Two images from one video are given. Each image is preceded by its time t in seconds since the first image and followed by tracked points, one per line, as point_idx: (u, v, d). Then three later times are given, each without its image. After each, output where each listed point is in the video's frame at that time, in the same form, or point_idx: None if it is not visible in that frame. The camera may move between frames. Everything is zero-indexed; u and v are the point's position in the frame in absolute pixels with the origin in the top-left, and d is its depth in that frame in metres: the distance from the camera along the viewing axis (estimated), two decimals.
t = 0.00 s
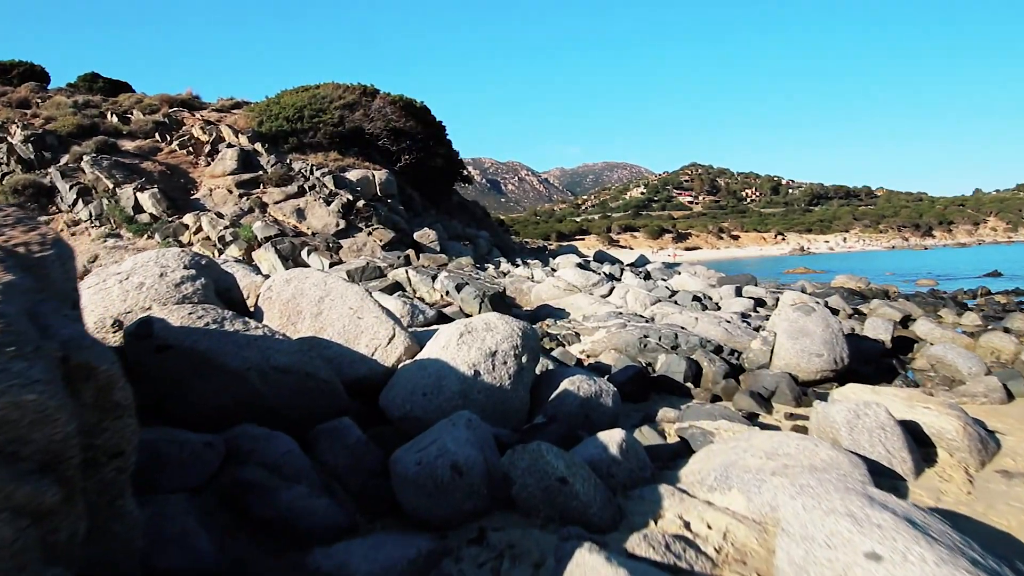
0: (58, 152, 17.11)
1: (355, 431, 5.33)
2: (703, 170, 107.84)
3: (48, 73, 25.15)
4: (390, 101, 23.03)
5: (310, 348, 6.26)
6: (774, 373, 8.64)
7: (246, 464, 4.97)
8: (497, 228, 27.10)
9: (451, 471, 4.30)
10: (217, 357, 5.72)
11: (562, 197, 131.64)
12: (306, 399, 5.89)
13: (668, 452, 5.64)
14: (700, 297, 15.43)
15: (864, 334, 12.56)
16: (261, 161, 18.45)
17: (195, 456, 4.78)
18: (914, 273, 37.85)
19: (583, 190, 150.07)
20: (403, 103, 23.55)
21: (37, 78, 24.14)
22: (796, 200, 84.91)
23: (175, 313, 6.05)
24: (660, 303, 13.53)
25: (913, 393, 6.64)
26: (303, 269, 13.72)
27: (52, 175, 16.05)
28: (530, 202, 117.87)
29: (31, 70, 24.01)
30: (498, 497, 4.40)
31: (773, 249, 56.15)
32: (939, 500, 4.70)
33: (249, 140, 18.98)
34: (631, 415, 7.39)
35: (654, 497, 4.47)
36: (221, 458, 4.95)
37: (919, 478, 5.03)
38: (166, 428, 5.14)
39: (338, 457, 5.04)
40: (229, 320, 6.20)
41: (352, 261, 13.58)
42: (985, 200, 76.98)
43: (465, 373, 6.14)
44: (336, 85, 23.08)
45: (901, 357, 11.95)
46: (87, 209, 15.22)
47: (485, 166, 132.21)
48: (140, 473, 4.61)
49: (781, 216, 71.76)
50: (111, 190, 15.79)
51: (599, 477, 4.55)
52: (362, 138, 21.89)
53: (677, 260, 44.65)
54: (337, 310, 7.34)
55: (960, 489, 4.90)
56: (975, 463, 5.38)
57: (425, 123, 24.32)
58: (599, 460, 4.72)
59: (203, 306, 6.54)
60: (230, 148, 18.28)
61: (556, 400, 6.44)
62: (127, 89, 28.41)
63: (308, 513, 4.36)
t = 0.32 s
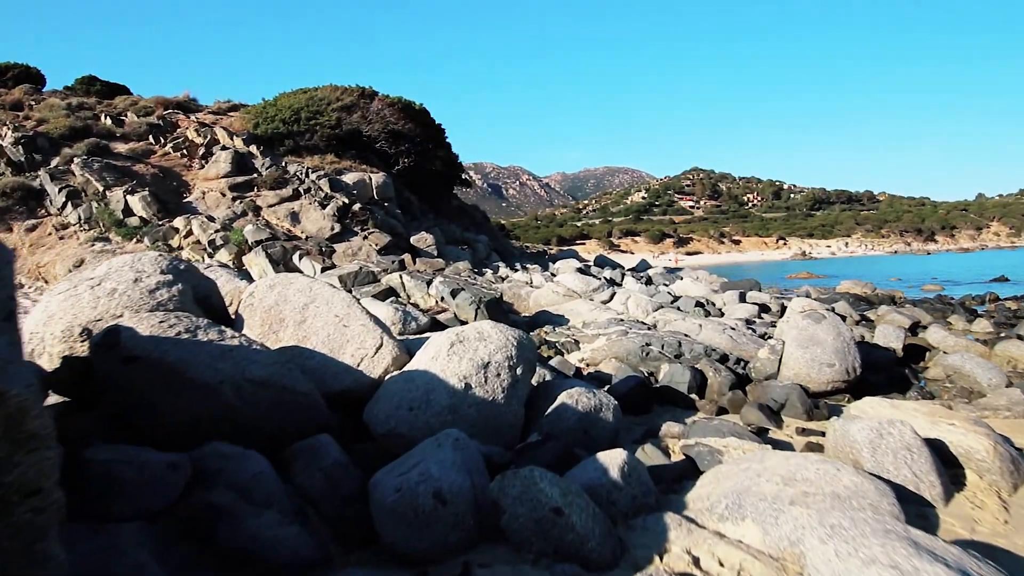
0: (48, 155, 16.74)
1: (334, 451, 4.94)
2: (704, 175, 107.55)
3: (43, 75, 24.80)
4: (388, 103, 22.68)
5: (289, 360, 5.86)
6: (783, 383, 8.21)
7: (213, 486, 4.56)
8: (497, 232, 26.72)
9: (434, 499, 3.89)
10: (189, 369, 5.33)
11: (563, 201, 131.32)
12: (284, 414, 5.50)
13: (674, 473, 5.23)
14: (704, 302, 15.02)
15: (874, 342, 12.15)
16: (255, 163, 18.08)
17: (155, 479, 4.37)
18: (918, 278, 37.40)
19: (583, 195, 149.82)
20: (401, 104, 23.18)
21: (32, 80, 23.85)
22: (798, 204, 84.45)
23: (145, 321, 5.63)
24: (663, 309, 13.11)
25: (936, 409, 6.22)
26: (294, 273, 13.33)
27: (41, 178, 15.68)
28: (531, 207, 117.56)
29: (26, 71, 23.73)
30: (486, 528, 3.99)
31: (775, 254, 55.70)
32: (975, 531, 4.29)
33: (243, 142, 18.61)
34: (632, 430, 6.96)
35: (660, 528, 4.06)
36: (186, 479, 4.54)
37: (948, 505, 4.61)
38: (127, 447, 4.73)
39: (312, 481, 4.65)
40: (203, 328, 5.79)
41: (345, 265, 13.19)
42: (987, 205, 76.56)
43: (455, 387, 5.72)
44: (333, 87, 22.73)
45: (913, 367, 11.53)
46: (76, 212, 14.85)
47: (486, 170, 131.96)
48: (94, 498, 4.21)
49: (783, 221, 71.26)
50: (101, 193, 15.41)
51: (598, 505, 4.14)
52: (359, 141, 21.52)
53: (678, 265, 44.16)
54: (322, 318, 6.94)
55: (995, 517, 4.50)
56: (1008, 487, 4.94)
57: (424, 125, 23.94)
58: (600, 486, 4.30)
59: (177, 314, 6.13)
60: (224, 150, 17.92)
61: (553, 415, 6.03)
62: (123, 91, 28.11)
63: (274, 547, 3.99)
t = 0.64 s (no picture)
0: (37, 156, 16.33)
1: (305, 472, 4.56)
2: (704, 179, 107.28)
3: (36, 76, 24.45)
4: (384, 104, 22.32)
5: (263, 372, 5.48)
6: (791, 394, 7.78)
7: (172, 512, 4.18)
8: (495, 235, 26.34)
9: (409, 531, 3.49)
10: (152, 381, 4.91)
11: (563, 205, 130.98)
12: (255, 432, 5.12)
13: (676, 494, 4.83)
14: (706, 307, 14.63)
15: (883, 349, 11.74)
16: (248, 165, 17.69)
17: (108, 503, 3.95)
18: (920, 282, 36.97)
19: (583, 199, 149.50)
20: (398, 105, 22.81)
21: (25, 81, 23.49)
22: (798, 209, 84.09)
23: (106, 328, 5.23)
24: (664, 314, 12.72)
25: (957, 425, 5.81)
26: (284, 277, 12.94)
27: (28, 179, 15.28)
28: (530, 211, 117.23)
29: (19, 72, 23.37)
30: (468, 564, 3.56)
31: (777, 259, 55.27)
32: (1012, 564, 3.88)
33: (236, 143, 18.21)
34: (632, 445, 6.56)
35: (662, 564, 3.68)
36: (142, 503, 4.13)
37: (979, 534, 4.21)
38: (82, 467, 4.33)
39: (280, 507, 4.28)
40: (170, 336, 5.40)
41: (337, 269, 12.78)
42: (988, 210, 76.18)
43: (441, 399, 5.31)
44: (329, 87, 22.37)
45: (924, 376, 11.12)
46: (63, 214, 14.44)
47: (486, 174, 131.67)
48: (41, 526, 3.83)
49: (783, 226, 70.88)
50: (88, 195, 14.97)
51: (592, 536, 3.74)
52: (355, 142, 21.16)
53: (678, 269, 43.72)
54: (302, 325, 6.55)
55: None
56: None
57: (420, 126, 23.56)
58: (595, 512, 3.92)
59: (144, 320, 5.72)
60: (216, 151, 17.53)
61: (546, 430, 5.62)
62: (118, 92, 27.74)
63: None
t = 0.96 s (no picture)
0: (21, 155, 15.88)
1: (269, 496, 4.18)
2: (703, 183, 107.06)
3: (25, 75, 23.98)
4: (379, 103, 21.97)
5: (231, 382, 5.09)
6: (798, 404, 7.40)
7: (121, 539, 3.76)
8: (492, 237, 25.99)
9: (377, 568, 3.10)
10: (108, 392, 4.50)
11: (562, 208, 130.68)
12: (219, 448, 4.74)
13: (678, 518, 4.44)
14: (706, 311, 14.26)
15: (890, 355, 11.36)
16: (239, 165, 17.29)
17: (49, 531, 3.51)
18: (921, 286, 36.66)
19: (581, 202, 149.30)
20: (393, 105, 22.44)
21: (14, 80, 23.05)
22: (798, 212, 83.88)
23: (61, 335, 4.82)
24: (663, 319, 12.34)
25: (980, 441, 5.44)
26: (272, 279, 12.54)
27: (11, 179, 14.83)
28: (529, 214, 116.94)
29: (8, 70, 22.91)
30: None
31: (776, 262, 54.92)
32: None
33: (227, 142, 17.80)
34: (630, 460, 6.16)
35: None
36: (90, 529, 3.71)
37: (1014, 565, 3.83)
38: (23, 487, 3.90)
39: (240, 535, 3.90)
40: (130, 343, 5.00)
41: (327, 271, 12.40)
42: (987, 214, 75.97)
43: (424, 412, 4.90)
44: (323, 87, 22.02)
45: (933, 383, 10.74)
46: (46, 215, 13.99)
47: (484, 177, 131.34)
48: None
49: (783, 229, 70.60)
50: (73, 195, 14.47)
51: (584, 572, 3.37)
52: (349, 142, 20.80)
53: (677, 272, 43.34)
54: (279, 331, 6.16)
55: None
56: None
57: (416, 126, 23.20)
58: (588, 543, 3.57)
59: (107, 325, 5.32)
60: (206, 151, 17.12)
61: (537, 445, 5.22)
62: (110, 91, 27.29)
63: None
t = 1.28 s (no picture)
0: (6, 153, 15.47)
1: (225, 522, 3.80)
2: (703, 185, 106.78)
3: (15, 72, 23.63)
4: (374, 102, 21.59)
5: (195, 394, 4.72)
6: (807, 414, 6.99)
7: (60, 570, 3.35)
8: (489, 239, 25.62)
9: None
10: (57, 404, 4.10)
11: (562, 210, 130.30)
12: (177, 466, 4.36)
13: (678, 545, 4.07)
14: (707, 315, 13.87)
15: (897, 362, 10.95)
16: (229, 164, 16.91)
17: None
18: (923, 291, 36.27)
19: (581, 205, 149.03)
20: (388, 103, 22.06)
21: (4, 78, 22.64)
22: (797, 215, 83.53)
23: (7, 343, 4.42)
24: (663, 323, 11.97)
25: (1003, 458, 5.05)
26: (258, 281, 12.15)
27: None
28: (528, 216, 116.55)
29: None
30: None
31: (776, 265, 54.54)
32: None
33: (217, 141, 17.42)
34: (627, 476, 5.77)
35: None
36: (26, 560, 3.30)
37: None
38: None
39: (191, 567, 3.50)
40: (85, 351, 4.60)
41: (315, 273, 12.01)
42: (987, 217, 75.66)
43: (403, 427, 4.51)
44: (317, 85, 21.65)
45: (942, 391, 10.33)
46: (28, 215, 13.57)
47: (484, 179, 130.99)
48: None
49: (783, 232, 70.25)
50: (57, 194, 14.07)
51: None
52: (343, 141, 20.43)
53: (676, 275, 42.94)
54: (252, 337, 5.77)
55: None
56: None
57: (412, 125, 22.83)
58: None
59: (63, 331, 4.92)
60: (196, 149, 16.73)
61: (526, 462, 4.83)
62: (102, 89, 26.88)
63: None
